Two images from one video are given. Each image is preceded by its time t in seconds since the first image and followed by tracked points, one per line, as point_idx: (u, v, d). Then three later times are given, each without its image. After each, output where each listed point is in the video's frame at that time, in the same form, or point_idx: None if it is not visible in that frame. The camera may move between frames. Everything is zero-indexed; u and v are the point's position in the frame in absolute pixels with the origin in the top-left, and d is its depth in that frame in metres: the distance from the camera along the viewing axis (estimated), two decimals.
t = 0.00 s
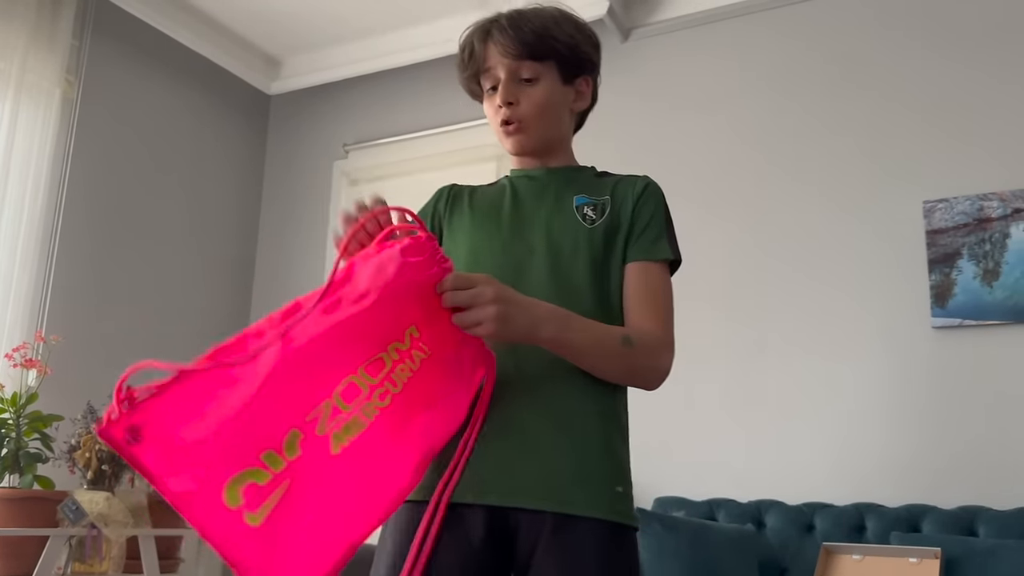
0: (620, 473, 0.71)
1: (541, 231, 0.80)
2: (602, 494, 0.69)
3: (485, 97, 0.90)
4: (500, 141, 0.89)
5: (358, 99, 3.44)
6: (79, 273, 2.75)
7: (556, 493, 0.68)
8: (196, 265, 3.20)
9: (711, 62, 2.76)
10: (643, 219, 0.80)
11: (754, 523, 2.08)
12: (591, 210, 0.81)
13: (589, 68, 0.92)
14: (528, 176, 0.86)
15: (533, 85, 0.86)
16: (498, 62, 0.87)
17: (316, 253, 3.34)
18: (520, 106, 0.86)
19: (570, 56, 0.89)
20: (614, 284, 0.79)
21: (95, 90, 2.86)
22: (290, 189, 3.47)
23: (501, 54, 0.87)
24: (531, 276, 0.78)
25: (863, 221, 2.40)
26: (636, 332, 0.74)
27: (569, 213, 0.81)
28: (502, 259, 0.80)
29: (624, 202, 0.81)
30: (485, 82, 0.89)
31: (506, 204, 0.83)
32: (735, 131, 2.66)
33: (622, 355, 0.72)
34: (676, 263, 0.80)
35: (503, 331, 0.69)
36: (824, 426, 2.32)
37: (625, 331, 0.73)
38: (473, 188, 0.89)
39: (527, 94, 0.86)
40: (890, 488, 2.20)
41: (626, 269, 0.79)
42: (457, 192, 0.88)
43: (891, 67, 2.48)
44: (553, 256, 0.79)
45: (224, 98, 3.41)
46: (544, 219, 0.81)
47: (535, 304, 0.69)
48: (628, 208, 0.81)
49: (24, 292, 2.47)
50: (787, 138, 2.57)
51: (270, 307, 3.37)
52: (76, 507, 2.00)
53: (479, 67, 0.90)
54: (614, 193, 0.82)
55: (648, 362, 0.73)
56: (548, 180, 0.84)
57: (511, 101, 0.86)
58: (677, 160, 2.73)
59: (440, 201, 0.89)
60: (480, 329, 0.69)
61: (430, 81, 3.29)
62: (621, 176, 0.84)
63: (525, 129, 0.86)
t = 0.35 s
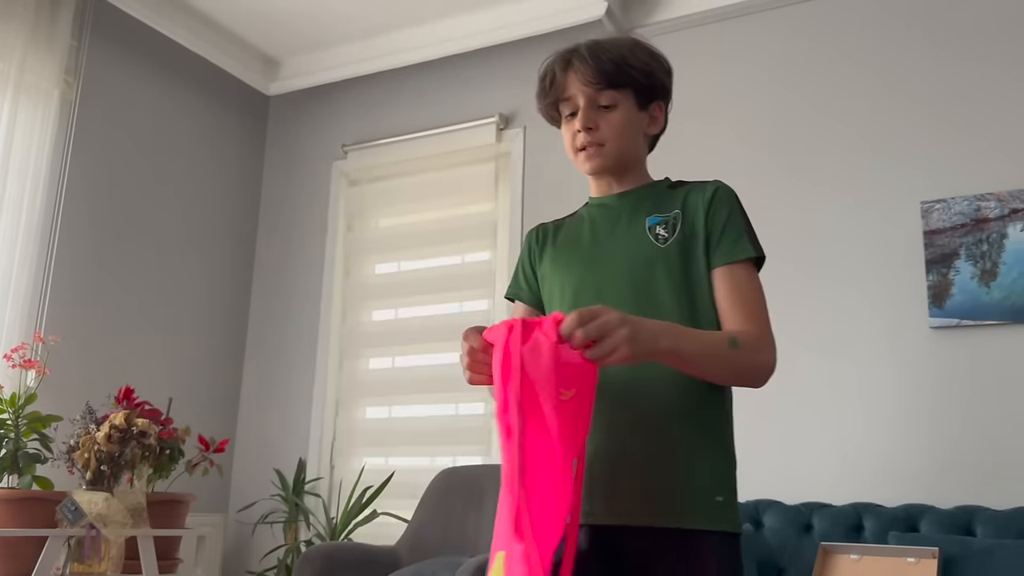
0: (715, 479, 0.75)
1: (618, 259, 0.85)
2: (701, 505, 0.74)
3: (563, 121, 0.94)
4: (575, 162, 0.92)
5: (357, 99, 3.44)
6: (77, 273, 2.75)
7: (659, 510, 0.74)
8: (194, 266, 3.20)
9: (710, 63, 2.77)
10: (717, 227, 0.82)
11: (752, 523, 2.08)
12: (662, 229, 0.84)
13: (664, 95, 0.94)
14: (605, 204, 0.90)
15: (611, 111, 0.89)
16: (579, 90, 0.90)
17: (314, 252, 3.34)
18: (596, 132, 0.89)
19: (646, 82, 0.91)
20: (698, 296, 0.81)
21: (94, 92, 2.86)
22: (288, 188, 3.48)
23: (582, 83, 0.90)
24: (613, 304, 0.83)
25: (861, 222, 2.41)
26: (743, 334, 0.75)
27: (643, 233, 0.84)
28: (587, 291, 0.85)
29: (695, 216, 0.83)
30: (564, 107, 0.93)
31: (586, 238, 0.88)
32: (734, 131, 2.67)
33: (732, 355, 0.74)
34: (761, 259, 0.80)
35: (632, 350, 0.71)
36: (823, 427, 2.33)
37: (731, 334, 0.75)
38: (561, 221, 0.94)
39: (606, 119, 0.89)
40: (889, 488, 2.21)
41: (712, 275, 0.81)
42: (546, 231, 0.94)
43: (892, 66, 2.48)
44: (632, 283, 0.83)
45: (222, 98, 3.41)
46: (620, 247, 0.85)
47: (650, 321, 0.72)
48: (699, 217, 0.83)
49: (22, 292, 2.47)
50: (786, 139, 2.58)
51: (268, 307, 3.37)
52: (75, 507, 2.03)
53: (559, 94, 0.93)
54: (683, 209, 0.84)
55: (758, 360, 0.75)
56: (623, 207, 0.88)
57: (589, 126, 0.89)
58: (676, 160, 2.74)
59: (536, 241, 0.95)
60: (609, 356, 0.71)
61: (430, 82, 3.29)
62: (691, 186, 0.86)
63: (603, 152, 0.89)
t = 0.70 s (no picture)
0: (748, 475, 0.78)
1: (656, 258, 0.85)
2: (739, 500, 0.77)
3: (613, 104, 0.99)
4: (615, 142, 0.95)
5: (356, 98, 3.44)
6: (76, 273, 2.75)
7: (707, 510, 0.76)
8: (193, 266, 3.20)
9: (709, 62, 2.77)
10: (752, 235, 0.84)
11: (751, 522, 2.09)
12: (697, 233, 0.85)
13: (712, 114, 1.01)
14: (636, 203, 0.90)
15: (661, 99, 0.95)
16: (638, 73, 0.97)
17: (312, 252, 3.34)
18: (642, 110, 0.93)
19: (701, 89, 0.98)
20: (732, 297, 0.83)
21: (92, 92, 2.86)
22: (286, 188, 3.48)
23: (643, 67, 0.97)
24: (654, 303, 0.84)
25: (861, 221, 2.41)
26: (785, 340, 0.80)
27: (677, 239, 0.85)
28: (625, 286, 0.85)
29: (729, 222, 0.85)
30: (618, 88, 0.98)
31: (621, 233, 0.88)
32: (733, 131, 2.67)
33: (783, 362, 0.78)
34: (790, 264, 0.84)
35: (726, 354, 0.74)
36: (820, 427, 2.33)
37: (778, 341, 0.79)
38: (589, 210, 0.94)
39: (654, 104, 0.94)
40: (888, 487, 2.21)
41: (750, 282, 0.84)
42: (574, 219, 0.94)
43: (892, 65, 2.48)
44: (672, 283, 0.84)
45: (221, 98, 3.41)
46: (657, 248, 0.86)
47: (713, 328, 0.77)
48: (733, 224, 0.85)
49: (21, 292, 2.47)
50: (785, 139, 2.58)
51: (267, 307, 3.37)
52: (75, 507, 2.03)
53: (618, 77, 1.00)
54: (716, 214, 0.86)
55: (799, 362, 0.79)
56: (657, 207, 0.89)
57: (639, 105, 0.94)
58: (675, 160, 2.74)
59: (561, 228, 0.94)
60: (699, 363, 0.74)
61: (429, 82, 3.29)
62: (723, 189, 0.88)
63: (645, 130, 0.92)
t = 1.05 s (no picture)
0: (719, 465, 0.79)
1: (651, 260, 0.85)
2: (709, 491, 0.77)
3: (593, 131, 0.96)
4: (602, 167, 0.93)
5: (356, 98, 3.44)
6: (76, 273, 2.75)
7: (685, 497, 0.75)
8: (193, 266, 3.20)
9: (709, 61, 2.77)
10: (738, 258, 0.88)
11: (751, 521, 2.09)
12: (686, 242, 0.86)
13: (687, 121, 0.99)
14: (629, 202, 0.91)
15: (642, 120, 0.92)
16: (613, 98, 0.93)
17: (312, 251, 3.34)
18: (625, 137, 0.91)
19: (676, 102, 0.96)
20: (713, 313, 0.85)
21: (92, 92, 2.87)
22: (286, 187, 3.48)
23: (618, 92, 0.93)
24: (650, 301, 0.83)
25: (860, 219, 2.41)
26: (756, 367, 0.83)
27: (670, 241, 0.86)
28: (619, 283, 0.84)
29: (717, 241, 0.88)
30: (595, 116, 0.95)
31: (615, 231, 0.88)
32: (732, 130, 2.67)
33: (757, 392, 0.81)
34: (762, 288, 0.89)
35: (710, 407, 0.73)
36: (820, 425, 2.33)
37: (752, 373, 0.81)
38: (581, 201, 0.92)
39: (635, 126, 0.92)
40: (888, 486, 2.21)
41: (727, 309, 0.87)
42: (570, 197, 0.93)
43: (891, 64, 2.48)
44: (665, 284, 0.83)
45: (220, 98, 3.42)
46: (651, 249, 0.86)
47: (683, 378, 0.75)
48: (720, 242, 0.88)
49: (21, 292, 2.47)
50: (785, 137, 2.58)
51: (267, 307, 3.38)
52: (75, 507, 2.03)
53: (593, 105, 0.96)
54: (704, 229, 0.88)
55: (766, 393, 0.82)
56: (648, 210, 0.90)
57: (621, 129, 0.91)
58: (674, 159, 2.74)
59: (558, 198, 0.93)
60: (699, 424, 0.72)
61: (428, 81, 3.29)
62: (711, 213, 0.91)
63: (632, 155, 0.91)
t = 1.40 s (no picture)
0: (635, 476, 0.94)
1: (581, 270, 0.98)
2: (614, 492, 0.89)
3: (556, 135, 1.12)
4: (557, 170, 1.08)
5: (356, 97, 3.44)
6: (77, 273, 2.75)
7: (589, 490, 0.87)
8: (193, 265, 3.20)
9: (709, 59, 2.77)
10: (668, 280, 1.02)
11: (751, 518, 2.09)
12: (621, 259, 1.00)
13: (639, 154, 1.17)
14: (570, 221, 1.04)
15: (601, 137, 1.09)
16: (582, 112, 1.10)
17: (313, 250, 3.34)
18: (585, 146, 1.07)
19: (633, 132, 1.14)
20: (636, 324, 0.99)
21: (93, 92, 2.87)
22: (287, 186, 3.47)
23: (588, 108, 1.10)
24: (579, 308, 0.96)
25: (860, 218, 2.41)
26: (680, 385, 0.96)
27: (605, 258, 0.99)
28: (553, 295, 0.97)
29: (649, 263, 1.01)
30: (562, 122, 1.11)
31: (551, 246, 1.01)
32: (730, 128, 2.67)
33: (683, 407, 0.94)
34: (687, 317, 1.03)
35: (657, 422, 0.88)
36: (820, 423, 2.33)
37: (683, 388, 0.96)
38: (522, 220, 1.06)
39: (595, 141, 1.08)
40: (888, 484, 2.21)
41: (659, 327, 1.01)
42: (509, 225, 1.06)
43: (890, 62, 2.48)
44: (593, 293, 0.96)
45: (220, 97, 3.41)
46: (582, 261, 0.99)
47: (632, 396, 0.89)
48: (653, 262, 1.02)
49: (22, 293, 2.47)
50: (784, 136, 2.58)
51: (267, 306, 3.38)
52: (76, 506, 2.02)
53: (563, 113, 1.13)
54: (638, 250, 1.02)
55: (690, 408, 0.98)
56: (585, 228, 1.03)
57: (583, 141, 1.07)
58: (673, 157, 2.74)
59: (498, 229, 1.05)
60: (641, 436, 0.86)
61: (428, 80, 3.29)
62: (646, 235, 1.04)
63: (586, 165, 1.06)
